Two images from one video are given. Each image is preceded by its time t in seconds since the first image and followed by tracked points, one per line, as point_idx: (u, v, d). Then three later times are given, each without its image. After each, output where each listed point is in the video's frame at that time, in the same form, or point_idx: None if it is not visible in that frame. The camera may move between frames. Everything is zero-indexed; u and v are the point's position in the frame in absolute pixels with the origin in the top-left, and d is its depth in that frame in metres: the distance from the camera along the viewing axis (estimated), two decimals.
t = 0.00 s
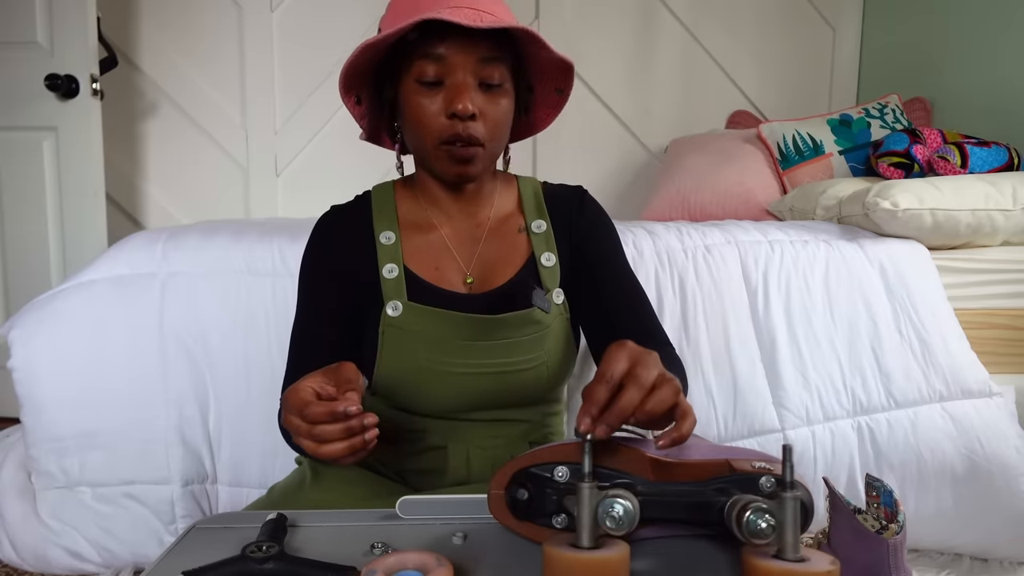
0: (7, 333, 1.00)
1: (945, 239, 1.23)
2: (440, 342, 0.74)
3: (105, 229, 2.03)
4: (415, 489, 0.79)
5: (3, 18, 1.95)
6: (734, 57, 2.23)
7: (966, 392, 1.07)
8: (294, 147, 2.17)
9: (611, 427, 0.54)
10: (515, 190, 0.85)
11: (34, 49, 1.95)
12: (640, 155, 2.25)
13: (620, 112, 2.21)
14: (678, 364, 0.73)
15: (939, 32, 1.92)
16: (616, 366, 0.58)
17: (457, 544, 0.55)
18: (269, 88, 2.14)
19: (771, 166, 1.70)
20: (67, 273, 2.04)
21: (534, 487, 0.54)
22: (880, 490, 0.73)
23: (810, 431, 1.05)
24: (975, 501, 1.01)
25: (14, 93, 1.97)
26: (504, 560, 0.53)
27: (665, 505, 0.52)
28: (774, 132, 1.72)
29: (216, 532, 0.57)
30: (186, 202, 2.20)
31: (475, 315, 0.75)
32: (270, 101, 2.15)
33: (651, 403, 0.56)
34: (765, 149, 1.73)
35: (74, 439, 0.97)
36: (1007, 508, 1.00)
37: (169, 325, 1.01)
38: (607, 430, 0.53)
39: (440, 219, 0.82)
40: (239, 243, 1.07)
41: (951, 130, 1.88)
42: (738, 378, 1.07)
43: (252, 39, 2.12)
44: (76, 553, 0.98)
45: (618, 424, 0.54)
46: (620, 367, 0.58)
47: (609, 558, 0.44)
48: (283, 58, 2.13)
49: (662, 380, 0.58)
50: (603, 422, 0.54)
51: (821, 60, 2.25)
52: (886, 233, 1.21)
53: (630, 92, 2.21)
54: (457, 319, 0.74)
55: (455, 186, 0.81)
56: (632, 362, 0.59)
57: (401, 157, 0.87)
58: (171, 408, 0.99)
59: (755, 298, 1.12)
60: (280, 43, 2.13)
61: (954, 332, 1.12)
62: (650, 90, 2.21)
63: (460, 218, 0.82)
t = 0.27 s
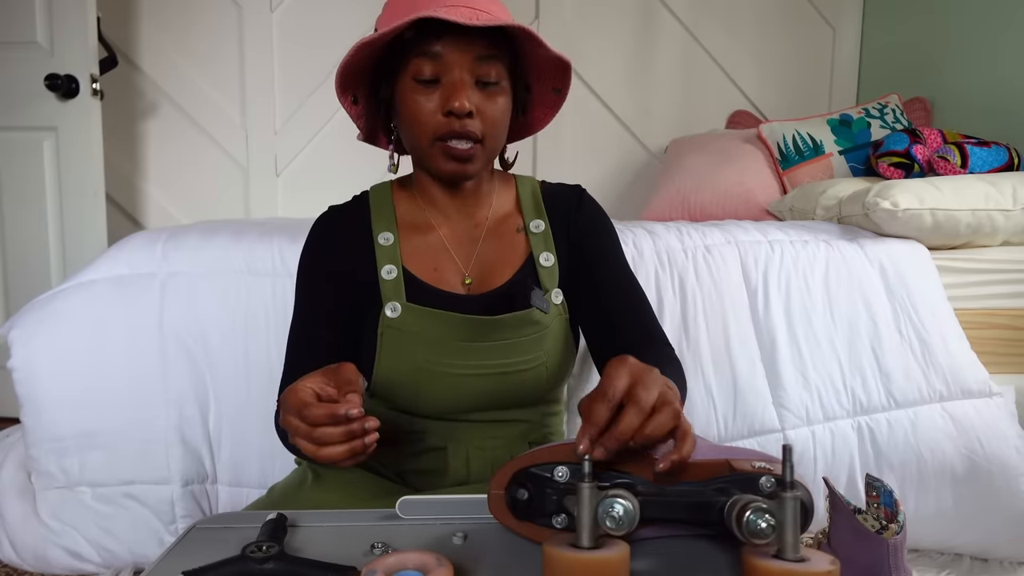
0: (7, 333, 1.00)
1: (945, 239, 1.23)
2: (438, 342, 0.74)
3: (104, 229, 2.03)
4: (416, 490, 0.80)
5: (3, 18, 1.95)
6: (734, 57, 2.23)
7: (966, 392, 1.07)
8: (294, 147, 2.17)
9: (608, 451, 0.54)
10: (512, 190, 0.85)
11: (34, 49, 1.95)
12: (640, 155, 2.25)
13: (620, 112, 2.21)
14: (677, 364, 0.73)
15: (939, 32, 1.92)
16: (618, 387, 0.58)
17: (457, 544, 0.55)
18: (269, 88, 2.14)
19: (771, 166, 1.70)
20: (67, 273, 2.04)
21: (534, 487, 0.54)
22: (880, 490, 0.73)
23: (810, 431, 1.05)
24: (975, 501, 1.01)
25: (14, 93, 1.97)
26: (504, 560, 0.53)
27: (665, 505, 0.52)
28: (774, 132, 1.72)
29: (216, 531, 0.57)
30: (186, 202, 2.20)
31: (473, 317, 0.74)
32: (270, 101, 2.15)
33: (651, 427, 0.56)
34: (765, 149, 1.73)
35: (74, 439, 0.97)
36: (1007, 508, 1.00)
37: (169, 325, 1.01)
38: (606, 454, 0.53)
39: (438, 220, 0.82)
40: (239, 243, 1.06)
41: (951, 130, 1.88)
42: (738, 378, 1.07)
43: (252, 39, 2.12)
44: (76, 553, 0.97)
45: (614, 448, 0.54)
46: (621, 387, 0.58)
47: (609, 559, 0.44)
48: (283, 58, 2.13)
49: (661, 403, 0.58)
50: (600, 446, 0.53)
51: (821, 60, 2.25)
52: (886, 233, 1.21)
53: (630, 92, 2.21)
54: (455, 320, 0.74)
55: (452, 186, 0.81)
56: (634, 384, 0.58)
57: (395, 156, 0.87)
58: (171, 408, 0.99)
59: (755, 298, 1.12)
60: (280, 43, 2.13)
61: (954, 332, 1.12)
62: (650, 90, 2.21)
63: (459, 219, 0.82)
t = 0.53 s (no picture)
0: (7, 333, 1.00)
1: (945, 239, 1.23)
2: (442, 341, 0.74)
3: (105, 229, 2.03)
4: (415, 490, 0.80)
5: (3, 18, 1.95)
6: (734, 57, 2.23)
7: (966, 392, 1.07)
8: (294, 147, 2.17)
9: (610, 474, 0.51)
10: (514, 190, 0.85)
11: (34, 49, 1.95)
12: (640, 155, 2.25)
13: (620, 112, 2.21)
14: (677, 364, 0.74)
15: (939, 32, 1.92)
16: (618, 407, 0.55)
17: (457, 544, 0.55)
18: (269, 88, 2.14)
19: (771, 166, 1.70)
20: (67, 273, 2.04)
21: (533, 487, 0.53)
22: (880, 490, 0.73)
23: (810, 430, 1.05)
24: (975, 501, 1.01)
25: (14, 93, 1.97)
26: (504, 560, 0.53)
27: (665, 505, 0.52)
28: (774, 132, 1.72)
29: (216, 532, 0.57)
30: (186, 202, 2.20)
31: (477, 316, 0.75)
32: (271, 101, 2.15)
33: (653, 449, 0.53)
34: (765, 149, 1.72)
35: (74, 439, 0.97)
36: (1007, 508, 1.00)
37: (169, 325, 1.01)
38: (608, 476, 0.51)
39: (441, 219, 0.82)
40: (239, 243, 1.07)
41: (951, 130, 1.88)
42: (738, 378, 1.07)
43: (252, 39, 2.12)
44: (76, 553, 0.98)
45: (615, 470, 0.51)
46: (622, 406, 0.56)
47: (609, 559, 0.44)
48: (283, 58, 2.13)
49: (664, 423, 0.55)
50: (602, 469, 0.51)
51: (821, 60, 2.25)
52: (886, 233, 1.21)
53: (630, 92, 2.21)
54: (459, 319, 0.74)
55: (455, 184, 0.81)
56: (635, 404, 0.56)
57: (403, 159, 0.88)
58: (171, 408, 0.99)
59: (755, 298, 1.12)
60: (280, 43, 2.13)
61: (954, 332, 1.12)
62: (650, 90, 2.21)
63: (462, 218, 0.82)
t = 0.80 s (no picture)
0: (7, 333, 1.00)
1: (944, 239, 1.23)
2: (451, 339, 0.74)
3: (105, 229, 2.03)
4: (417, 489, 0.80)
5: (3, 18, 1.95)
6: (734, 57, 2.23)
7: (966, 392, 1.07)
8: (294, 147, 2.17)
9: (610, 473, 0.50)
10: (522, 190, 0.86)
11: (34, 49, 1.95)
12: (639, 155, 2.25)
13: (620, 112, 2.21)
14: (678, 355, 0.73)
15: (939, 31, 1.92)
16: (616, 412, 0.56)
17: (456, 544, 0.55)
18: (269, 88, 2.14)
19: (771, 166, 1.70)
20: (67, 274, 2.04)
21: (533, 487, 0.53)
22: (880, 490, 0.73)
23: (810, 431, 1.05)
24: (975, 501, 1.01)
25: (14, 93, 1.97)
26: (504, 560, 0.53)
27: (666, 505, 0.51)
28: (774, 132, 1.72)
29: (216, 531, 0.57)
30: (186, 202, 2.20)
31: (488, 315, 0.74)
32: (270, 101, 2.15)
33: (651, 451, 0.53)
34: (765, 149, 1.73)
35: (74, 439, 0.97)
36: (1007, 508, 1.00)
37: (169, 325, 1.01)
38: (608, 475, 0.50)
39: (451, 217, 0.82)
40: (239, 243, 1.07)
41: (951, 130, 1.88)
42: (738, 378, 1.07)
43: (252, 39, 2.12)
44: (76, 553, 0.98)
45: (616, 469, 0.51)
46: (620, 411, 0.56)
47: (609, 560, 0.44)
48: (283, 58, 2.14)
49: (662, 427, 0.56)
50: (602, 467, 0.50)
51: (821, 59, 2.25)
52: (886, 233, 1.21)
53: (630, 92, 2.21)
54: (470, 318, 0.74)
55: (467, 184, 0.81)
56: (633, 408, 0.56)
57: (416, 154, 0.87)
58: (171, 408, 0.99)
59: (755, 298, 1.12)
60: (280, 43, 2.13)
61: (954, 332, 1.12)
62: (650, 90, 2.21)
63: (471, 217, 0.82)
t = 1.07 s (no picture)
0: (7, 333, 1.00)
1: (944, 239, 1.23)
2: (459, 339, 0.74)
3: (105, 229, 2.03)
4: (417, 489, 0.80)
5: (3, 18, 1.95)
6: (734, 57, 2.23)
7: (966, 392, 1.07)
8: (294, 147, 2.17)
9: (611, 474, 0.50)
10: (529, 191, 0.86)
11: (34, 49, 1.95)
12: (639, 155, 2.25)
13: (620, 112, 2.21)
14: (680, 361, 0.74)
15: (938, 31, 1.92)
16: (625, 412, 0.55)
17: (456, 545, 0.55)
18: (269, 88, 2.14)
19: (771, 166, 1.70)
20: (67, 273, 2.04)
21: (532, 487, 0.53)
22: (880, 490, 0.73)
23: (810, 430, 1.05)
24: (975, 501, 1.01)
25: (14, 93, 1.97)
26: (503, 560, 0.53)
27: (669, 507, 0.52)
28: (774, 132, 1.72)
29: (216, 531, 0.57)
30: (186, 202, 2.20)
31: (495, 316, 0.75)
32: (270, 101, 2.15)
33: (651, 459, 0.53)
34: (765, 149, 1.72)
35: (74, 438, 0.97)
36: (1006, 508, 1.00)
37: (169, 325, 1.01)
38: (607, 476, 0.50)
39: (457, 216, 0.82)
40: (239, 243, 1.07)
41: (951, 130, 1.88)
42: (738, 378, 1.07)
43: (252, 39, 2.12)
44: (76, 553, 0.98)
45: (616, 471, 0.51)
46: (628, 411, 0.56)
47: (608, 559, 0.44)
48: (283, 58, 2.14)
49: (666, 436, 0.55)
50: (604, 467, 0.50)
51: (821, 60, 2.25)
52: (886, 233, 1.21)
53: (630, 92, 2.21)
54: (477, 318, 0.74)
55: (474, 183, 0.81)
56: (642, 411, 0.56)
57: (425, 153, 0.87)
58: (171, 408, 0.99)
59: (755, 298, 1.12)
60: (280, 43, 2.13)
61: (954, 332, 1.12)
62: (650, 90, 2.21)
63: (478, 217, 0.82)
